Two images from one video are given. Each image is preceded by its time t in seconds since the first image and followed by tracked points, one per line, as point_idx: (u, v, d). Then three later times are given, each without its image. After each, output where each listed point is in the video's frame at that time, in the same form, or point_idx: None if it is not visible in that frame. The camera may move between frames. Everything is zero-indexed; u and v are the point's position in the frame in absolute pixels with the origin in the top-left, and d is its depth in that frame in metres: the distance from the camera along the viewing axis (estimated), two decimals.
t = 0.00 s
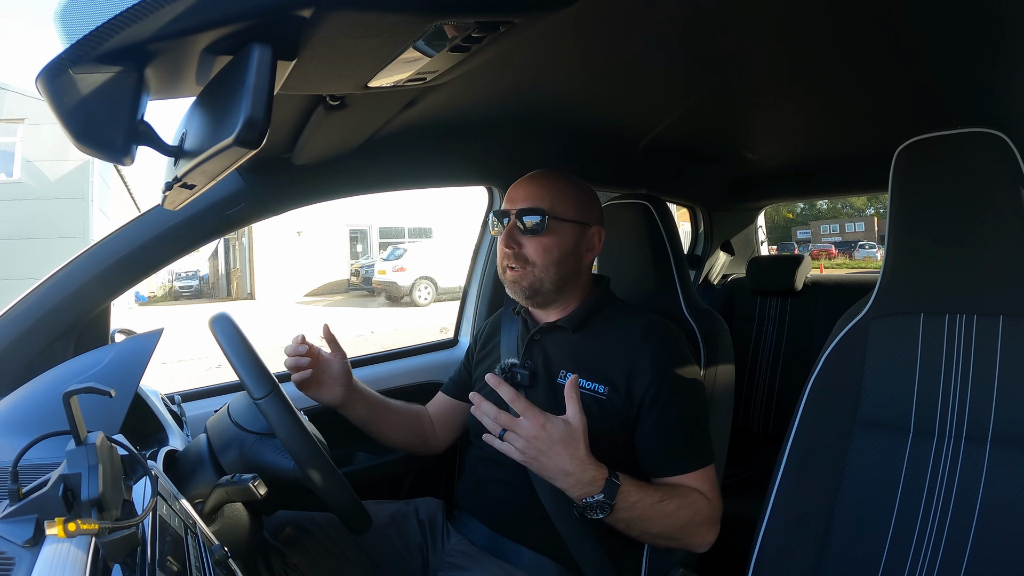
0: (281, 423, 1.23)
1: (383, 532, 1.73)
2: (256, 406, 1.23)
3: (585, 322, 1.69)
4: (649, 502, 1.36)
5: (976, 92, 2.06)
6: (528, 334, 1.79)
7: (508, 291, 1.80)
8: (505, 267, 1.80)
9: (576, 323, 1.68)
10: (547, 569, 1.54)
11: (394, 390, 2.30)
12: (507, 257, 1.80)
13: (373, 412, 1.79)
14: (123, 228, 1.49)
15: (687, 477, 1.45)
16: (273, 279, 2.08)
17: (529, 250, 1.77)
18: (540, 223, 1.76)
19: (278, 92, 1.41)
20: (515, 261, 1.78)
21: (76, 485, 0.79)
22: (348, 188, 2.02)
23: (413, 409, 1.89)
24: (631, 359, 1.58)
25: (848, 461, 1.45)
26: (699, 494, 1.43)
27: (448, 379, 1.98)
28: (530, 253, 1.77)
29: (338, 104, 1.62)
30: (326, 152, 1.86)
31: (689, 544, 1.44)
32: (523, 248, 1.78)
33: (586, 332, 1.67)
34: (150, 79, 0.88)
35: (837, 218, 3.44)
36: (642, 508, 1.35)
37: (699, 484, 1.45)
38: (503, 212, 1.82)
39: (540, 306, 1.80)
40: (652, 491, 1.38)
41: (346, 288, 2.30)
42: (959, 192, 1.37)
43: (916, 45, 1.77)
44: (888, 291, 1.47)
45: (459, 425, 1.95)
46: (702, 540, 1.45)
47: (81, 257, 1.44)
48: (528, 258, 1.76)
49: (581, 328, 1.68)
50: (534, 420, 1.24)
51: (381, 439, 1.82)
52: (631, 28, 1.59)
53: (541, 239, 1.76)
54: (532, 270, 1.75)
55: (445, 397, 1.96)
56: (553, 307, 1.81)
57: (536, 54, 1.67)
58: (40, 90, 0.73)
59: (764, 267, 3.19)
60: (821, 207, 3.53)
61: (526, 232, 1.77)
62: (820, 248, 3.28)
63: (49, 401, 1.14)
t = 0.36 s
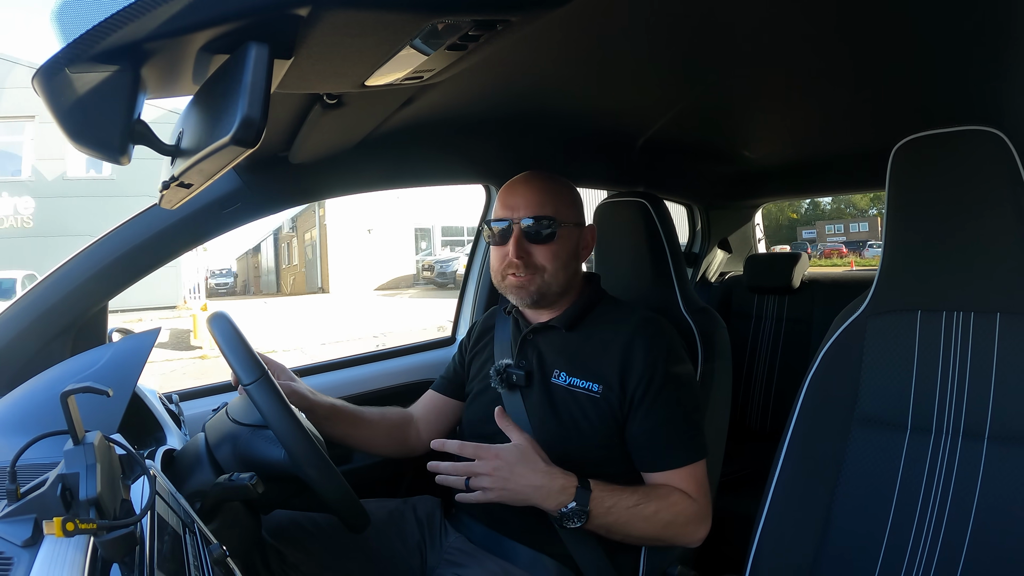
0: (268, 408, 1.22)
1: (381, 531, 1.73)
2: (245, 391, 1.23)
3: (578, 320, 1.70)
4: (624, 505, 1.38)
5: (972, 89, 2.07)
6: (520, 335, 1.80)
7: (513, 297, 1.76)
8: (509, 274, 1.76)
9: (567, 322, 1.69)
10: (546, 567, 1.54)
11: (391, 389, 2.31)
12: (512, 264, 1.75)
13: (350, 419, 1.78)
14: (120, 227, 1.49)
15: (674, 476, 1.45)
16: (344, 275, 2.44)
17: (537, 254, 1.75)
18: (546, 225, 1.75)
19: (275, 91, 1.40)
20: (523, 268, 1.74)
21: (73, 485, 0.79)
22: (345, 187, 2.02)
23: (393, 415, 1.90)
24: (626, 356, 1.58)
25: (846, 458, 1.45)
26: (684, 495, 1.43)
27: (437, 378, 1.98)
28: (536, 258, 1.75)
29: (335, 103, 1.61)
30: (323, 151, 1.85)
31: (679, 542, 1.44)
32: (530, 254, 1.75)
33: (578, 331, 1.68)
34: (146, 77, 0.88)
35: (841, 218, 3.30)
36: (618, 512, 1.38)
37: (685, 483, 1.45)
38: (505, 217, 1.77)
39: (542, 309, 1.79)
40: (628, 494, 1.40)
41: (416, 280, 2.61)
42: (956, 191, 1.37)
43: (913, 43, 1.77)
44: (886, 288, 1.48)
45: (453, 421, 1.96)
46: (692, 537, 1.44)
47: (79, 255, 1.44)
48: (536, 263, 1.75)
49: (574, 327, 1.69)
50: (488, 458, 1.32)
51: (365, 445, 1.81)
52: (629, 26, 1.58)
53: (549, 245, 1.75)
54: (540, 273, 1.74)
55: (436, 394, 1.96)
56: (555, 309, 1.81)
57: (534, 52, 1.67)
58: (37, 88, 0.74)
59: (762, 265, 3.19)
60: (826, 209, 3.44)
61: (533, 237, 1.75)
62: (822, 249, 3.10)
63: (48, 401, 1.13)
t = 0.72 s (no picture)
0: (267, 409, 1.22)
1: (382, 534, 1.72)
2: (244, 389, 1.23)
3: (584, 326, 1.69)
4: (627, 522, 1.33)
5: (975, 93, 2.06)
6: (526, 338, 1.79)
7: (526, 299, 1.76)
8: (522, 275, 1.76)
9: (575, 326, 1.68)
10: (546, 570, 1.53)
11: (393, 391, 2.31)
12: (525, 263, 1.77)
13: (354, 425, 1.78)
14: (122, 229, 1.49)
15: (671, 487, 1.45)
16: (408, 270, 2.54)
17: (550, 254, 1.75)
18: (558, 227, 1.76)
19: (278, 93, 1.41)
20: (537, 269, 1.75)
21: (75, 486, 0.80)
22: (347, 190, 2.02)
23: (399, 418, 1.90)
24: (628, 361, 1.58)
25: (848, 462, 1.44)
26: (680, 506, 1.43)
27: (443, 379, 1.98)
28: (552, 258, 1.76)
29: (338, 106, 1.61)
30: (325, 154, 1.86)
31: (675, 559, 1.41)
32: (544, 255, 1.76)
33: (584, 336, 1.68)
34: (149, 79, 0.88)
35: (843, 219, 3.32)
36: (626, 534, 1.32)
37: (679, 494, 1.45)
38: (517, 218, 1.79)
39: (554, 313, 1.78)
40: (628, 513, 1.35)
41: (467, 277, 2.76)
42: (958, 194, 1.37)
43: (916, 46, 1.77)
44: (888, 291, 1.47)
45: (457, 424, 1.95)
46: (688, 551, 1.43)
47: (79, 258, 1.44)
48: (549, 263, 1.75)
49: (580, 331, 1.69)
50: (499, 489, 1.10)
51: (368, 448, 1.81)
52: (632, 29, 1.58)
53: (564, 245, 1.76)
54: (552, 274, 1.74)
55: (440, 395, 1.96)
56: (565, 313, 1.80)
57: (536, 54, 1.67)
58: (41, 87, 0.75)
59: (764, 268, 3.19)
60: (829, 209, 3.44)
61: (547, 236, 1.76)
62: (832, 248, 3.04)
63: (50, 402, 1.13)
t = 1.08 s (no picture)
0: (269, 410, 1.22)
1: (381, 534, 1.72)
2: (245, 391, 1.23)
3: (580, 330, 1.69)
4: (609, 540, 1.34)
5: (977, 96, 2.07)
6: (524, 343, 1.79)
7: (503, 301, 1.78)
8: (499, 277, 1.79)
9: (572, 331, 1.68)
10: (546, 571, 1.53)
11: (393, 391, 2.31)
12: (501, 267, 1.79)
13: (351, 426, 1.78)
14: (123, 228, 1.49)
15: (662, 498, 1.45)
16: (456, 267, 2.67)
17: (522, 258, 1.76)
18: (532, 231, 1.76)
19: (280, 93, 1.41)
20: (510, 272, 1.77)
21: (73, 484, 0.80)
22: (348, 190, 2.02)
23: (398, 419, 1.90)
24: (627, 366, 1.58)
25: (848, 465, 1.44)
26: (670, 517, 1.42)
27: (443, 379, 1.98)
28: (526, 262, 1.76)
29: (340, 105, 1.62)
30: (327, 153, 1.86)
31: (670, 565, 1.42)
32: (518, 258, 1.78)
33: (583, 340, 1.68)
34: (151, 78, 0.88)
35: (848, 219, 3.33)
36: (609, 547, 1.33)
37: (670, 503, 1.45)
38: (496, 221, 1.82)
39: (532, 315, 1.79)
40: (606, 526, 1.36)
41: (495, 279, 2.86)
42: (960, 197, 1.37)
43: (917, 49, 1.77)
44: (889, 294, 1.47)
45: (457, 425, 1.95)
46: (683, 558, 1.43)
47: (80, 257, 1.45)
48: (521, 266, 1.76)
49: (576, 336, 1.68)
50: (457, 515, 1.16)
51: (369, 446, 1.81)
52: (634, 30, 1.58)
53: (536, 250, 1.75)
54: (525, 278, 1.75)
55: (441, 395, 1.96)
56: (549, 315, 1.80)
57: (538, 55, 1.67)
58: (42, 89, 0.74)
59: (765, 270, 3.19)
60: (832, 209, 3.44)
61: (521, 241, 1.77)
62: (841, 249, 3.06)
63: (49, 400, 1.13)
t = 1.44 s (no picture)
0: (270, 411, 1.23)
1: (383, 534, 1.72)
2: (246, 392, 1.23)
3: (585, 326, 1.69)
4: (606, 533, 1.35)
5: (977, 93, 2.06)
6: (529, 338, 1.79)
7: (511, 294, 1.80)
8: (508, 270, 1.81)
9: (577, 326, 1.68)
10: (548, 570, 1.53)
11: (394, 391, 2.31)
12: (511, 259, 1.80)
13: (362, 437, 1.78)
14: (123, 229, 1.50)
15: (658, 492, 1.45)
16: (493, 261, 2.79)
17: (530, 251, 1.77)
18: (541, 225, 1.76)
19: (279, 92, 1.41)
20: (519, 265, 1.78)
21: (75, 485, 0.80)
22: (348, 189, 2.02)
23: (405, 419, 1.90)
24: (629, 362, 1.58)
25: (849, 462, 1.44)
26: (665, 512, 1.42)
27: (448, 377, 1.98)
28: (535, 256, 1.77)
29: (339, 105, 1.61)
30: (326, 153, 1.86)
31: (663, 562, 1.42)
32: (527, 251, 1.79)
33: (587, 335, 1.68)
34: (150, 79, 0.88)
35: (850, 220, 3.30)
36: (603, 536, 1.35)
37: (667, 499, 1.44)
38: (506, 215, 1.82)
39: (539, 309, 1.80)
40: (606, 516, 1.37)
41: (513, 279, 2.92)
42: (960, 194, 1.36)
43: (917, 46, 1.77)
44: (890, 291, 1.47)
45: (460, 424, 1.95)
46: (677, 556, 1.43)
47: (78, 259, 1.45)
48: (529, 259, 1.77)
49: (582, 331, 1.69)
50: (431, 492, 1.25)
51: (378, 456, 1.82)
52: (633, 28, 1.58)
53: (545, 243, 1.76)
54: (532, 271, 1.76)
55: (445, 394, 1.96)
56: (555, 309, 1.81)
57: (537, 53, 1.66)
58: (41, 88, 0.74)
59: (765, 268, 3.19)
60: (835, 208, 3.42)
61: (530, 235, 1.77)
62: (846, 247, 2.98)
63: (50, 401, 1.13)
